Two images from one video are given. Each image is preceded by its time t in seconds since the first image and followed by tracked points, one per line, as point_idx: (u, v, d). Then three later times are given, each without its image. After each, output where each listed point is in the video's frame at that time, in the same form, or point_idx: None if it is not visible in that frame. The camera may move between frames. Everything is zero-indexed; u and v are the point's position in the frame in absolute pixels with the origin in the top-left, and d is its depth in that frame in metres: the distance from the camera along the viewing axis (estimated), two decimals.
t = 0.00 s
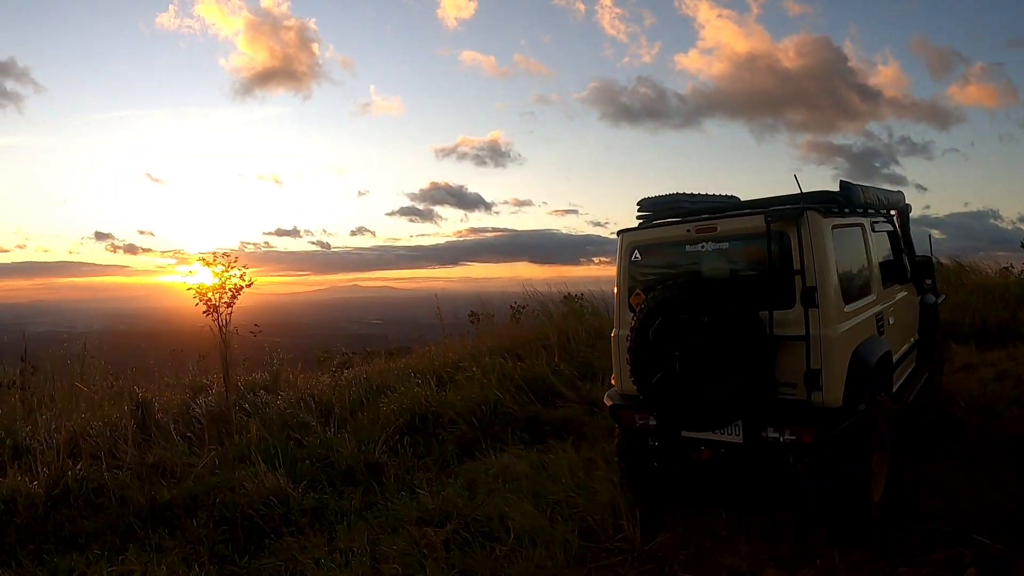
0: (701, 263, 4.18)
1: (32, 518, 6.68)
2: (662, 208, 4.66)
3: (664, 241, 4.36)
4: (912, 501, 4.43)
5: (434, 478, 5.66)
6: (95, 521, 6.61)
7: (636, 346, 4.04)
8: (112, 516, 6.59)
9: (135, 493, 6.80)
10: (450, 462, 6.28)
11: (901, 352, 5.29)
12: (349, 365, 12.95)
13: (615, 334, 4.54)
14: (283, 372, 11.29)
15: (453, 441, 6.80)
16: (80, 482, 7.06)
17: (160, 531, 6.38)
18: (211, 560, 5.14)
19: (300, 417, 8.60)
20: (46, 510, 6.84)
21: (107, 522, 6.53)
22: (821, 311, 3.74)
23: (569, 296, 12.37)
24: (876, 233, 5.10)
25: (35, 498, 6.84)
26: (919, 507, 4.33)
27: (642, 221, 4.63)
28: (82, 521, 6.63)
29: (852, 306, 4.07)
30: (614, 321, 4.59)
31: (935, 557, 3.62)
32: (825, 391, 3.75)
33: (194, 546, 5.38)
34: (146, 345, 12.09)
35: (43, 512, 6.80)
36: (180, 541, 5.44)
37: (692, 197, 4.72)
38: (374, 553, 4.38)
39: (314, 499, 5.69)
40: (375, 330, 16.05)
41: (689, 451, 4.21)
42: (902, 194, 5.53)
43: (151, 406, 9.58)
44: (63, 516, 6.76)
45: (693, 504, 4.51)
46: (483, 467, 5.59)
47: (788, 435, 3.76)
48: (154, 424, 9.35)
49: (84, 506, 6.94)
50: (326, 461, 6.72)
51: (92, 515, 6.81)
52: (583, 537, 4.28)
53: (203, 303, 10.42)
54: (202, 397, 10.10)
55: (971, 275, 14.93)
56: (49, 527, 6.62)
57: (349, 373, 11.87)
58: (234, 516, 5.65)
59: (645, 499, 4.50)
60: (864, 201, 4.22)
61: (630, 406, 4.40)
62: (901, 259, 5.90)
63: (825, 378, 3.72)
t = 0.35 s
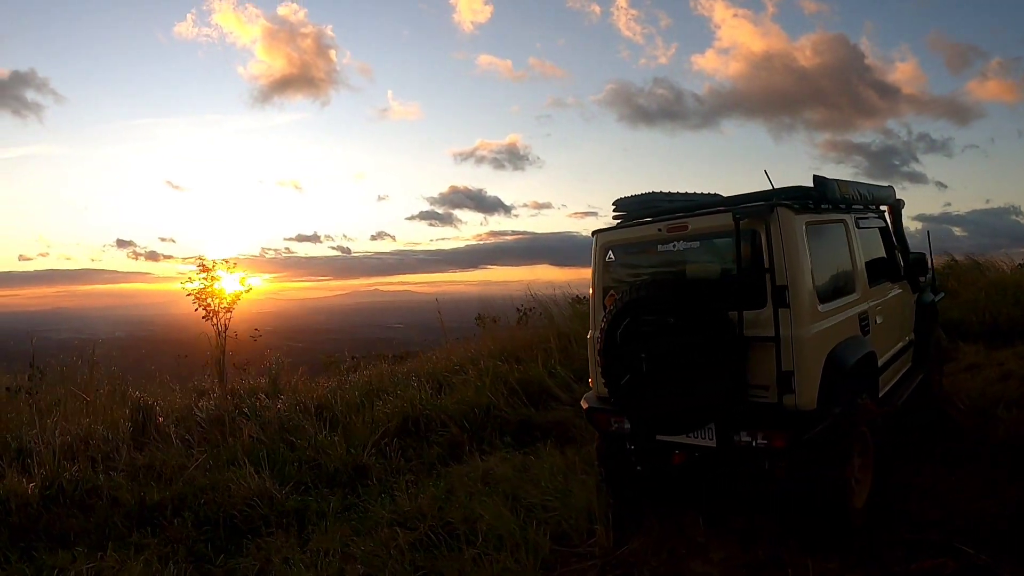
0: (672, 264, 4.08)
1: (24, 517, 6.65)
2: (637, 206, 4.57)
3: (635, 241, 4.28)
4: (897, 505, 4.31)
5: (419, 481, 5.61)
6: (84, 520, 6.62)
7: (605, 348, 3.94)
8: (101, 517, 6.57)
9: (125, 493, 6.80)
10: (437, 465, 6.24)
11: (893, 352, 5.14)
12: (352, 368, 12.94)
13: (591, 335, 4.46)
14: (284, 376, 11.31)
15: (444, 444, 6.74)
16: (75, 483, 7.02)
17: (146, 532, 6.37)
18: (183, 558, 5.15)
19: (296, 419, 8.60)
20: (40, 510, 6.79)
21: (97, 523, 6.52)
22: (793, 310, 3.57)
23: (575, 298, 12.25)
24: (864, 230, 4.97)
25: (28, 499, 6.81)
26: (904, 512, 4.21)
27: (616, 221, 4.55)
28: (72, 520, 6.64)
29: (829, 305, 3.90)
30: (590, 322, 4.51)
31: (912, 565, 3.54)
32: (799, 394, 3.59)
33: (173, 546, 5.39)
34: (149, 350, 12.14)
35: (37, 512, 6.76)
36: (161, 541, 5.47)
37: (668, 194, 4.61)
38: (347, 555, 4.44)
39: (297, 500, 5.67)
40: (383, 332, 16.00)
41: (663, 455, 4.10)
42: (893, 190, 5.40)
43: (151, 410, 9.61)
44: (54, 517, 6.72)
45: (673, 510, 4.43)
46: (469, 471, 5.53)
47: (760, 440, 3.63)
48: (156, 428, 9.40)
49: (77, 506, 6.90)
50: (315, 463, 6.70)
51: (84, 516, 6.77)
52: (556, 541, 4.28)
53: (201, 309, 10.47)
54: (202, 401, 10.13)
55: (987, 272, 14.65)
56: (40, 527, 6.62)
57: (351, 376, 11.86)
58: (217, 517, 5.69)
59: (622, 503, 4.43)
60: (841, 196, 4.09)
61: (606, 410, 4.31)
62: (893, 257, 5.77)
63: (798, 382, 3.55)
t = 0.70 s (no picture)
0: (641, 263, 4.00)
1: (14, 515, 6.62)
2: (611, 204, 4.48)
3: (605, 240, 4.21)
4: (878, 511, 4.21)
5: (401, 483, 5.57)
6: (72, 519, 6.62)
7: (575, 348, 3.88)
8: (87, 518, 6.54)
9: (114, 493, 6.80)
10: (423, 466, 6.20)
11: (880, 352, 4.99)
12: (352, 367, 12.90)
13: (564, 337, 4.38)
14: (282, 378, 11.28)
15: (433, 446, 6.69)
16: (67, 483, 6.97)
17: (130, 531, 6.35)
18: (162, 557, 5.24)
19: (291, 420, 8.58)
20: (31, 510, 6.76)
21: (84, 524, 6.50)
22: (762, 308, 3.42)
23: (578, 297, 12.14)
24: (848, 225, 4.84)
25: (18, 499, 6.80)
26: (883, 516, 4.12)
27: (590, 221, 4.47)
28: (59, 519, 6.64)
29: (803, 304, 3.74)
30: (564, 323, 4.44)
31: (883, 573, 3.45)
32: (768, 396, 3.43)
33: (154, 545, 5.44)
34: (150, 352, 12.16)
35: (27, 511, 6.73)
36: (142, 541, 5.50)
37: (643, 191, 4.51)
38: (318, 556, 4.40)
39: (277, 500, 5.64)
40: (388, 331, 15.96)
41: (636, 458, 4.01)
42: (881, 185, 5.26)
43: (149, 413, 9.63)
44: (43, 516, 6.68)
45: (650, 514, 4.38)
46: (451, 474, 5.48)
47: (728, 443, 3.50)
48: (153, 430, 9.42)
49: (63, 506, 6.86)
50: (302, 463, 6.66)
51: (72, 516, 6.74)
52: (527, 544, 4.22)
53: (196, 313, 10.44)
54: (200, 404, 10.14)
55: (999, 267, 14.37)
56: (28, 525, 6.59)
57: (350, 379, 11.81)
58: (199, 517, 5.74)
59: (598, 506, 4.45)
60: (816, 190, 3.95)
61: (579, 412, 4.25)
62: (884, 254, 5.63)
63: (766, 383, 3.40)
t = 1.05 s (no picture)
0: (598, 267, 3.98)
1: None
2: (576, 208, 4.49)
3: (566, 244, 4.22)
4: (845, 518, 4.15)
5: (378, 485, 5.56)
6: (54, 518, 6.52)
7: (533, 353, 3.83)
8: (70, 519, 6.42)
9: (99, 491, 6.72)
10: (402, 468, 6.20)
11: (853, 356, 4.94)
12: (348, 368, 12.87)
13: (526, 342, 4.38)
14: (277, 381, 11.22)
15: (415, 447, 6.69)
16: (55, 482, 6.79)
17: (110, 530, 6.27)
18: (135, 555, 5.25)
19: (278, 422, 8.60)
20: (19, 508, 6.59)
21: (65, 523, 6.39)
22: (714, 314, 3.35)
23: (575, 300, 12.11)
24: (820, 228, 4.78)
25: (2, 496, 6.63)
26: (847, 523, 4.07)
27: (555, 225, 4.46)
28: (42, 516, 6.52)
29: (762, 308, 3.66)
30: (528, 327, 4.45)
31: None
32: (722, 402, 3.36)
33: (131, 543, 5.46)
34: (145, 351, 12.14)
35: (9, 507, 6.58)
36: (119, 539, 5.51)
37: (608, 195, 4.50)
38: (282, 555, 4.40)
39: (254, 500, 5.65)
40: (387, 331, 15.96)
41: (596, 464, 3.98)
42: (857, 185, 5.19)
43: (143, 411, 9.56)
44: (26, 514, 6.54)
45: (614, 519, 4.36)
46: (426, 478, 5.49)
47: (683, 450, 3.42)
48: (145, 429, 9.35)
49: (44, 503, 6.69)
50: (284, 463, 6.63)
51: (57, 514, 6.59)
52: (489, 548, 4.20)
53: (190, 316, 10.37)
54: (192, 405, 10.08)
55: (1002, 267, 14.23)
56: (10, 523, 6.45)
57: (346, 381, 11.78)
58: (177, 516, 5.74)
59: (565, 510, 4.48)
60: (778, 193, 3.85)
61: (542, 416, 4.25)
62: (862, 255, 5.57)
63: (718, 390, 3.33)
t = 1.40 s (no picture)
0: (557, 274, 4.00)
1: None
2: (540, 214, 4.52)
3: (529, 251, 4.24)
4: (808, 525, 4.14)
5: (360, 486, 5.52)
6: (38, 515, 5.97)
7: (490, 359, 3.85)
8: (59, 516, 5.90)
9: (87, 488, 6.21)
10: (384, 470, 6.18)
11: (825, 360, 4.92)
12: (345, 369, 12.83)
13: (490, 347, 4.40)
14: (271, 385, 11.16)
15: (398, 450, 6.69)
16: (49, 482, 6.23)
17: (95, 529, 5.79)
18: (116, 551, 5.01)
19: (264, 425, 8.59)
20: (7, 506, 6.00)
21: (47, 522, 5.87)
22: (663, 321, 3.36)
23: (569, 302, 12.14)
24: (789, 232, 4.77)
25: None
26: (810, 532, 4.05)
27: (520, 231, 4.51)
28: (27, 512, 5.98)
29: (717, 315, 3.67)
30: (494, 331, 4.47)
31: None
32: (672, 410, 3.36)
33: (112, 540, 5.24)
34: (136, 348, 11.88)
35: None
36: (101, 535, 5.31)
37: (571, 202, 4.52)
38: (252, 555, 4.31)
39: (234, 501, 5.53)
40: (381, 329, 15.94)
41: (556, 469, 4.00)
42: (829, 188, 5.16)
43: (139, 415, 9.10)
44: (10, 510, 5.98)
45: (578, 524, 4.37)
46: (406, 482, 5.47)
47: (633, 457, 3.41)
48: (141, 431, 8.92)
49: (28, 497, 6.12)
50: (269, 463, 6.59)
51: (45, 513, 6.03)
52: (454, 551, 4.20)
53: (184, 318, 10.32)
54: (187, 407, 9.81)
55: (1000, 266, 14.14)
56: None
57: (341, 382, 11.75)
58: (157, 514, 5.56)
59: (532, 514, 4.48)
60: (736, 199, 3.85)
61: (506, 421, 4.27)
62: (837, 258, 5.55)
63: (667, 397, 3.33)
